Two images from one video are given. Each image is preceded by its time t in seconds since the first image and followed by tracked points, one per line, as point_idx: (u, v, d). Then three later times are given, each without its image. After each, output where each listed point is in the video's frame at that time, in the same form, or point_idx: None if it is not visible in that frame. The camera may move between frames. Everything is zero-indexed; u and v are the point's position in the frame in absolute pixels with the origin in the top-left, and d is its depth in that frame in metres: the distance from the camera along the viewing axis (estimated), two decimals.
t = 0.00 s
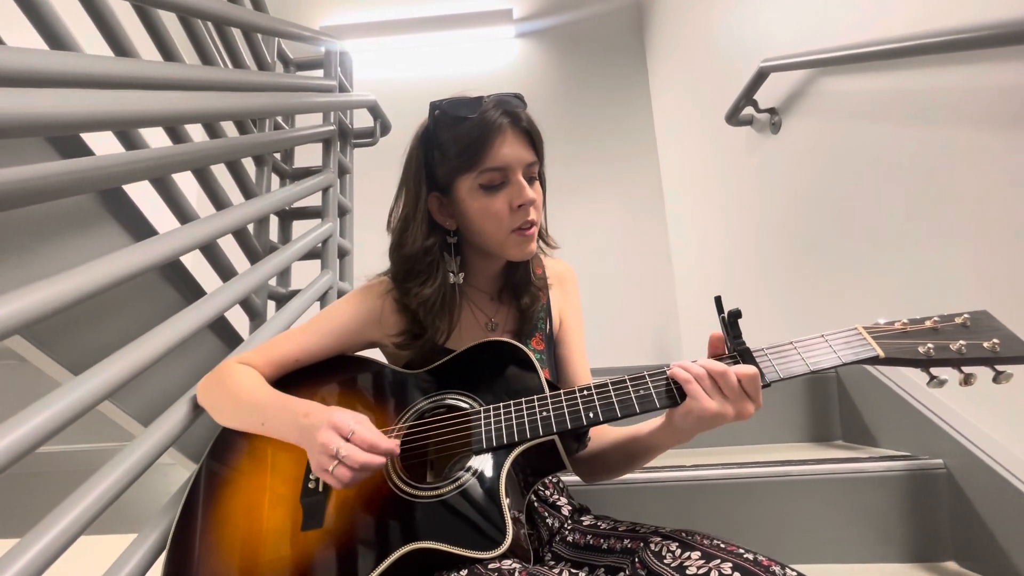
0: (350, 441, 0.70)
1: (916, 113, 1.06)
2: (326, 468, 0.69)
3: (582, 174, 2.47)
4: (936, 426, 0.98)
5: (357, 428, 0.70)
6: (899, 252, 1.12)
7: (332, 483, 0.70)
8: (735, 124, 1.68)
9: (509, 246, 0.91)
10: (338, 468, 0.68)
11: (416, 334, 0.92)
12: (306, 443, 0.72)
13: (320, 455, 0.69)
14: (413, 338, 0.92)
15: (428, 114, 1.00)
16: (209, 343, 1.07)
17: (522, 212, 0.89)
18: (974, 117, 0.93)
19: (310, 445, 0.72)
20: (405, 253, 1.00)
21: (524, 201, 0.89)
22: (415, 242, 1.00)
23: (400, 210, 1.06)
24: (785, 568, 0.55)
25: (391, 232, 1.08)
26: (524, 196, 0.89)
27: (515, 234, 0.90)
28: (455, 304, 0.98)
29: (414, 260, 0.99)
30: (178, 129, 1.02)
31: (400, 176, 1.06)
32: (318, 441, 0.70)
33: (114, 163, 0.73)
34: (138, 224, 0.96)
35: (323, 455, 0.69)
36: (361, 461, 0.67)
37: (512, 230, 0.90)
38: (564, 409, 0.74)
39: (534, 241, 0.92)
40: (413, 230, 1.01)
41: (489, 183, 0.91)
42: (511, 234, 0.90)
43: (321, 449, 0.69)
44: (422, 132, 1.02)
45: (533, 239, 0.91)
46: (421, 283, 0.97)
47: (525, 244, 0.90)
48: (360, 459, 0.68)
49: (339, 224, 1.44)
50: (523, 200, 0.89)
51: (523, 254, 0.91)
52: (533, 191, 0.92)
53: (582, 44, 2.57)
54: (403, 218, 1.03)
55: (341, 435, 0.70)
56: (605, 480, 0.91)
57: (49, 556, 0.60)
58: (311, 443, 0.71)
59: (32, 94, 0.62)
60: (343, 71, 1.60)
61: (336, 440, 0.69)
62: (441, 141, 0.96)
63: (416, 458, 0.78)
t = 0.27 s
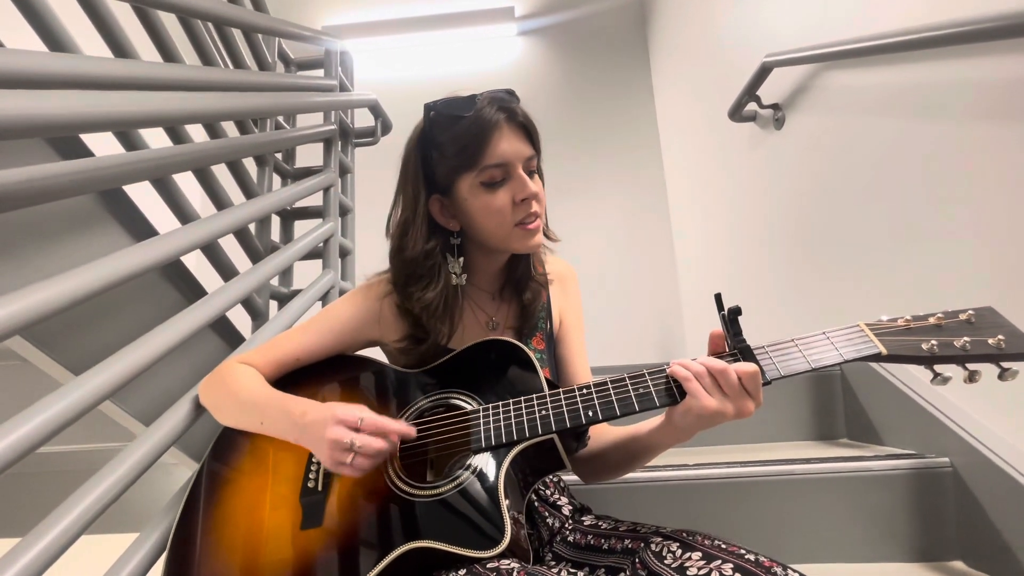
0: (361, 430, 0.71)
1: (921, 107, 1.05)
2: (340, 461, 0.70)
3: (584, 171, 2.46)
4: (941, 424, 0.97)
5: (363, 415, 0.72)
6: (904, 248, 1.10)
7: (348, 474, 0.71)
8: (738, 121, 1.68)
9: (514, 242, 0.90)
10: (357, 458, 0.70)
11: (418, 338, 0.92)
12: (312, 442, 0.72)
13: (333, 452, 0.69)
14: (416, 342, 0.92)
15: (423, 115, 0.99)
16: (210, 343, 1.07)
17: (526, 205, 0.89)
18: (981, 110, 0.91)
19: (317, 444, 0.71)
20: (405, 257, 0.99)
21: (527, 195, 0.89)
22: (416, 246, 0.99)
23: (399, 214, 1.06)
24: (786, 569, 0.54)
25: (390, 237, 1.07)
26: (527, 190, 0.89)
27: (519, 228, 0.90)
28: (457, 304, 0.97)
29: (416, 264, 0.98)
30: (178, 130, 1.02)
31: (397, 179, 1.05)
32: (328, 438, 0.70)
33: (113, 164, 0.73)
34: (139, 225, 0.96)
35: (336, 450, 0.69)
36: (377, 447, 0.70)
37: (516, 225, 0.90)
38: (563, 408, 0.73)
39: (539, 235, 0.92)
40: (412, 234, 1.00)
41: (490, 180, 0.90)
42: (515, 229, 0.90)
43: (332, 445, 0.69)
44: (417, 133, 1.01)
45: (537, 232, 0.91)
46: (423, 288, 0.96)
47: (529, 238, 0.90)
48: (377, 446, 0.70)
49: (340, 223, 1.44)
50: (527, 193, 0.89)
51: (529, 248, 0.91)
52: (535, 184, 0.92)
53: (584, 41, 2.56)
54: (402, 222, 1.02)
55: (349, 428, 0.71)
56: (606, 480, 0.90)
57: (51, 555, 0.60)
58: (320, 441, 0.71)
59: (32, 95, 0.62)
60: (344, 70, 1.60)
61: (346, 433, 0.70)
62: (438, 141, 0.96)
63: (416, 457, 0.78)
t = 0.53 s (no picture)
0: (349, 430, 0.70)
1: (926, 99, 1.04)
2: (330, 459, 0.70)
3: (587, 168, 2.45)
4: (947, 421, 0.96)
5: (354, 415, 0.71)
6: (910, 243, 1.09)
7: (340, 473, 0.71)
8: (741, 116, 1.66)
9: (516, 239, 0.90)
10: (344, 458, 0.69)
11: (419, 343, 0.92)
12: (304, 439, 0.72)
13: (321, 450, 0.69)
14: (417, 346, 0.92)
15: (412, 118, 1.00)
16: (211, 341, 1.07)
17: (523, 200, 0.88)
18: (987, 101, 0.90)
19: (308, 442, 0.71)
20: (402, 261, 0.99)
21: (524, 189, 0.88)
22: (411, 250, 0.99)
23: (394, 218, 1.05)
24: (785, 568, 0.54)
25: (386, 242, 1.06)
26: (524, 183, 0.88)
27: (519, 223, 0.89)
28: (457, 305, 0.98)
29: (412, 269, 0.98)
30: (177, 129, 1.02)
31: (391, 183, 1.05)
32: (317, 436, 0.70)
33: (111, 162, 0.73)
34: (139, 224, 0.96)
35: (325, 449, 0.69)
36: (363, 448, 0.68)
37: (515, 221, 0.89)
38: (561, 406, 0.73)
39: (539, 230, 0.91)
40: (408, 239, 1.00)
41: (486, 176, 0.90)
42: (514, 226, 0.89)
43: (322, 444, 0.69)
44: (409, 135, 1.02)
45: (537, 225, 0.90)
46: (421, 292, 0.95)
47: (529, 233, 0.89)
48: (360, 446, 0.68)
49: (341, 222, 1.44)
50: (524, 187, 0.88)
51: (530, 244, 0.90)
52: (531, 176, 0.91)
53: (587, 37, 2.55)
54: (396, 227, 1.02)
55: (338, 427, 0.70)
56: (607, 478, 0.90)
57: (50, 551, 0.60)
58: (311, 439, 0.71)
59: (29, 94, 0.62)
60: (345, 69, 1.60)
61: (335, 432, 0.70)
62: (431, 142, 0.96)
63: (415, 455, 0.78)
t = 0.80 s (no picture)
0: (351, 431, 0.70)
1: (935, 92, 1.02)
2: (327, 458, 0.69)
3: (590, 165, 2.43)
4: (955, 418, 0.95)
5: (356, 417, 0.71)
6: (918, 238, 1.07)
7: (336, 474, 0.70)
8: (745, 111, 1.64)
9: (514, 235, 0.89)
10: (340, 458, 0.68)
11: (414, 344, 0.91)
12: (304, 436, 0.72)
13: (320, 447, 0.69)
14: (412, 346, 0.91)
15: (409, 115, 0.99)
16: (212, 340, 1.07)
17: (521, 196, 0.87)
18: (998, 93, 0.88)
19: (308, 438, 0.71)
20: (396, 260, 0.99)
21: (523, 185, 0.88)
22: (404, 249, 0.99)
23: (390, 218, 1.05)
24: (790, 569, 0.53)
25: (382, 241, 1.06)
26: (522, 179, 0.87)
27: (518, 220, 0.88)
28: (455, 304, 0.97)
29: (405, 268, 0.97)
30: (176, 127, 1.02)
31: (387, 182, 1.05)
32: (318, 433, 0.70)
33: (110, 161, 0.73)
34: (139, 223, 0.96)
35: (323, 446, 0.69)
36: (361, 450, 0.67)
37: (514, 218, 0.88)
38: (561, 404, 0.72)
39: (538, 226, 0.90)
40: (401, 237, 1.00)
41: (483, 173, 0.89)
42: (513, 223, 0.88)
43: (321, 441, 0.69)
44: (404, 135, 1.01)
45: (536, 222, 0.90)
46: (415, 291, 0.95)
47: (528, 230, 0.89)
48: (360, 448, 0.67)
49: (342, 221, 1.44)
50: (523, 183, 0.87)
51: (530, 241, 0.90)
52: (530, 172, 0.90)
53: (589, 33, 2.54)
54: (392, 225, 1.02)
55: (340, 426, 0.70)
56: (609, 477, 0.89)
57: (51, 550, 0.60)
58: (310, 435, 0.71)
59: (25, 91, 0.61)
60: (345, 66, 1.59)
61: (335, 430, 0.69)
62: (427, 138, 0.95)
63: (415, 454, 0.78)
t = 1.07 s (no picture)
0: (350, 429, 0.69)
1: (944, 82, 1.00)
2: (328, 458, 0.69)
3: (594, 161, 2.42)
4: (965, 415, 0.93)
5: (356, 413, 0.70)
6: (928, 232, 1.05)
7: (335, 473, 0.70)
8: (750, 105, 1.62)
9: (511, 232, 0.88)
10: (341, 457, 0.68)
11: (412, 334, 0.91)
12: (303, 436, 0.71)
13: (321, 446, 0.68)
14: (410, 338, 0.91)
15: (413, 104, 0.98)
16: (213, 338, 1.06)
17: (521, 193, 0.86)
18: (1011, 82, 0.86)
19: (307, 438, 0.70)
20: (396, 249, 0.98)
21: (524, 181, 0.86)
22: (404, 239, 0.98)
23: (391, 206, 1.04)
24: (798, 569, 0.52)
25: (383, 230, 1.05)
26: (523, 176, 0.86)
27: (517, 217, 0.87)
28: (454, 298, 0.96)
29: (405, 258, 0.97)
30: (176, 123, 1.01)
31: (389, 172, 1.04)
32: (317, 433, 0.69)
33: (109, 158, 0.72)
34: (139, 220, 0.96)
35: (324, 446, 0.68)
36: (364, 448, 0.67)
37: (513, 214, 0.87)
38: (562, 402, 0.71)
39: (537, 224, 0.89)
40: (402, 226, 0.99)
41: (484, 167, 0.88)
42: (512, 219, 0.87)
43: (321, 440, 0.69)
44: (408, 124, 1.00)
45: (535, 220, 0.89)
46: (413, 282, 0.94)
47: (527, 227, 0.88)
48: (363, 446, 0.67)
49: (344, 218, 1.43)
50: (523, 180, 0.86)
51: (526, 238, 0.89)
52: (533, 170, 0.89)
53: (592, 28, 2.52)
54: (393, 214, 1.02)
55: (340, 426, 0.69)
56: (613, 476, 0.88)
57: (51, 549, 0.60)
58: (310, 435, 0.70)
59: (20, 86, 0.61)
60: (347, 63, 1.59)
61: (336, 430, 0.69)
62: (430, 129, 0.94)
63: (415, 452, 0.77)
